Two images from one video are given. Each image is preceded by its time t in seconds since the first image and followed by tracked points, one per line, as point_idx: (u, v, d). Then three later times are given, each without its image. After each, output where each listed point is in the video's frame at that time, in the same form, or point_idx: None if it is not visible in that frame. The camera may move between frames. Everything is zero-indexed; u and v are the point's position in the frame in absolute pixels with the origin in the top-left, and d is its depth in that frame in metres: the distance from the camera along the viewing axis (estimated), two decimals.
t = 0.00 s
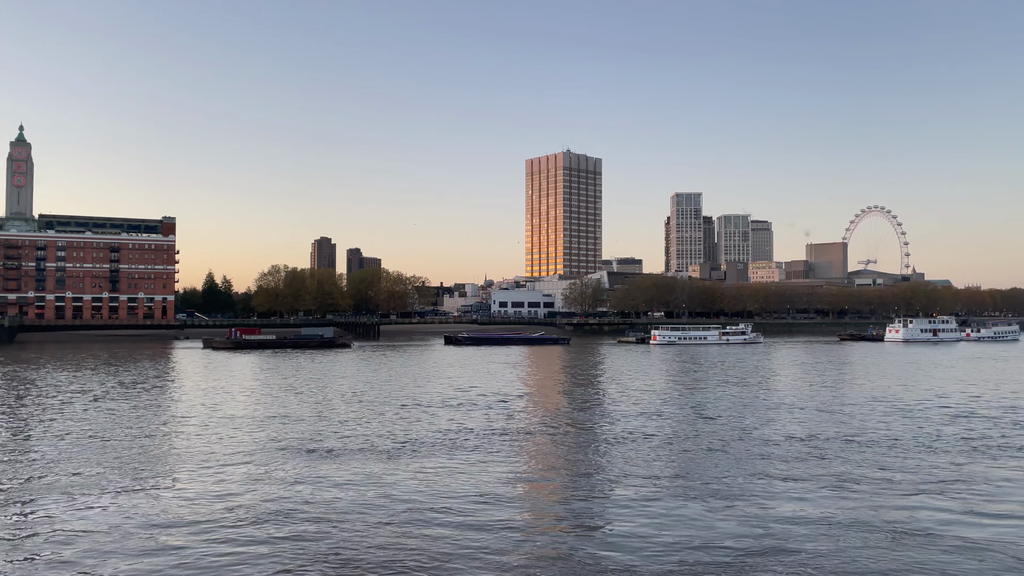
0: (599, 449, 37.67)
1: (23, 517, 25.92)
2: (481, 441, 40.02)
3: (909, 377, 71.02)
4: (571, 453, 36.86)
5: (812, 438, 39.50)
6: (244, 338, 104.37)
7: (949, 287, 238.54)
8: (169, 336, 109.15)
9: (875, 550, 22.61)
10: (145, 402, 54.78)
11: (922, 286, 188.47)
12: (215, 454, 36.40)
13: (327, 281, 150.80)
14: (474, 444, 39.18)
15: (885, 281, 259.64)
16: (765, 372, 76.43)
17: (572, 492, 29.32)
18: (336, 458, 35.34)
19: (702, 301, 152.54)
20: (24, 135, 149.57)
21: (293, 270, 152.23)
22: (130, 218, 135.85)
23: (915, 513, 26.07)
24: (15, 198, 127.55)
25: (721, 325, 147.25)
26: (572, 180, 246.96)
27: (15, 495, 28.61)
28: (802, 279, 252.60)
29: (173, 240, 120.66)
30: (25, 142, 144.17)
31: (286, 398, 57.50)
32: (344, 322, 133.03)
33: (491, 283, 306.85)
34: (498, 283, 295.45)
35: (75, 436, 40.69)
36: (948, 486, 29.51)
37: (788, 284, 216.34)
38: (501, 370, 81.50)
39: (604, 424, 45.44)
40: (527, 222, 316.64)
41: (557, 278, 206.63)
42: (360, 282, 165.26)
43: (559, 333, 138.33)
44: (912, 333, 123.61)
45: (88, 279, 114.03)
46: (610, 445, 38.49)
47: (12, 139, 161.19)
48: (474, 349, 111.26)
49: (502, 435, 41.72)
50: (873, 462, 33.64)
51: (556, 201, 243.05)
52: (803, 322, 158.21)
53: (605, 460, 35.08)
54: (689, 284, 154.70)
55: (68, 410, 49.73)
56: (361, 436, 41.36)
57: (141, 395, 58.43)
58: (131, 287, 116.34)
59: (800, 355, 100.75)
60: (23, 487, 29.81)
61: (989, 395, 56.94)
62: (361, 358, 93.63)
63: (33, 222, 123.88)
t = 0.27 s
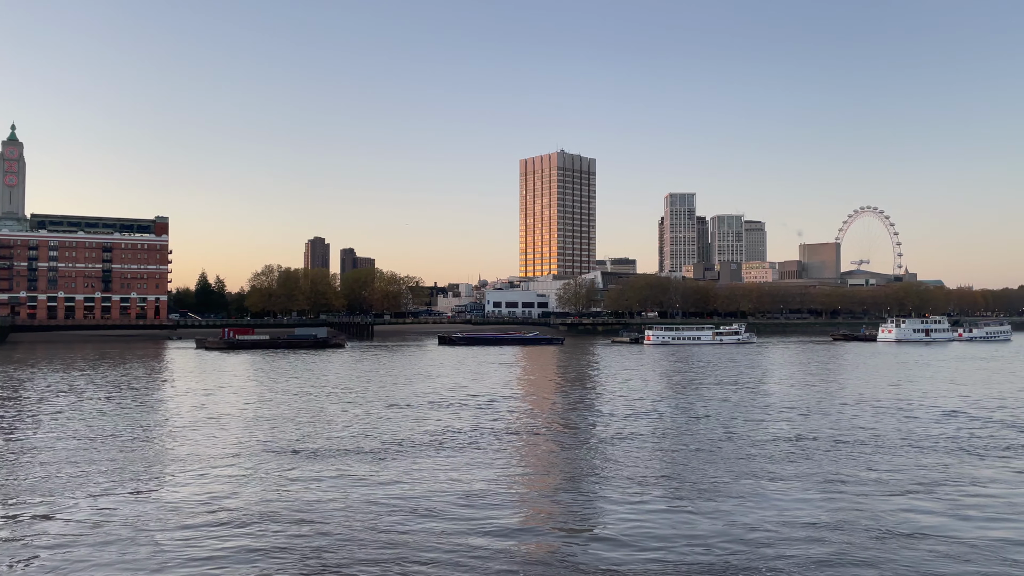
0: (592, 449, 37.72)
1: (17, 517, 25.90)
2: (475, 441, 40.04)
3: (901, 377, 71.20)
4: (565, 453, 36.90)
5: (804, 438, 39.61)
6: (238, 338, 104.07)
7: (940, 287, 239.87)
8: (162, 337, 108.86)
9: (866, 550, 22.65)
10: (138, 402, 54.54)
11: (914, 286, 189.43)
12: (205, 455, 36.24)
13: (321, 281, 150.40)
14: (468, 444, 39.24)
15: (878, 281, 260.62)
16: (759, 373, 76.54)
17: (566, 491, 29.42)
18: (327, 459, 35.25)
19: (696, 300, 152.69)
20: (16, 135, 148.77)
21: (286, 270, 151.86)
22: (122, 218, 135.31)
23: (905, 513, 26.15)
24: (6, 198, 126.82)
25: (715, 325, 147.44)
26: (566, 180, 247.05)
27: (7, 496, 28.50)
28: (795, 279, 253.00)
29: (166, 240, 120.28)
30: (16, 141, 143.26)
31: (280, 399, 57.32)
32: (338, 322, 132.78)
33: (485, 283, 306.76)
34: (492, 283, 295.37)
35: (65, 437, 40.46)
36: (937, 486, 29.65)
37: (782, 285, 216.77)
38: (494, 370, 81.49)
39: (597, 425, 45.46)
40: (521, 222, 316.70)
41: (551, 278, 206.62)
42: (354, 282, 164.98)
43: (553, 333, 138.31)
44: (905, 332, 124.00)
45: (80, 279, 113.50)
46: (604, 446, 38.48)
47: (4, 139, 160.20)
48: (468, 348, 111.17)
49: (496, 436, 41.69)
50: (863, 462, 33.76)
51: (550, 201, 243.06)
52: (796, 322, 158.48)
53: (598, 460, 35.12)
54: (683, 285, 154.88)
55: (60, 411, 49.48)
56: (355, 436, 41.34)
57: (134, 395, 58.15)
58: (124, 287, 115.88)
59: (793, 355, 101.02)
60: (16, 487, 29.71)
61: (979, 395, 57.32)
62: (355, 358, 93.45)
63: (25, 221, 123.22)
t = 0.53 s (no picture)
0: (584, 449, 37.64)
1: (8, 518, 25.70)
2: (469, 441, 39.94)
3: (894, 377, 71.35)
4: (559, 453, 36.85)
5: (799, 438, 39.63)
6: (231, 338, 103.72)
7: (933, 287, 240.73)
8: (155, 337, 108.41)
9: (852, 550, 22.53)
10: (130, 403, 54.21)
11: (907, 286, 189.99)
12: (194, 455, 36.05)
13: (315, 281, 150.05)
14: (463, 444, 39.15)
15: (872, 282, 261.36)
16: (752, 373, 76.66)
17: (561, 491, 29.37)
18: (320, 459, 35.14)
19: (690, 300, 152.85)
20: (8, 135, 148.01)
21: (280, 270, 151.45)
22: (115, 218, 134.73)
23: (892, 513, 26.05)
24: None
25: (709, 325, 147.59)
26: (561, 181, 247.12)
27: None
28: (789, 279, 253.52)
29: (159, 239, 119.95)
30: (8, 141, 142.55)
31: (274, 399, 57.08)
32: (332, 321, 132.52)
33: (480, 284, 306.79)
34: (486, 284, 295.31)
35: (54, 437, 40.27)
36: (925, 486, 29.57)
37: (775, 285, 217.16)
38: (489, 371, 81.37)
39: (592, 425, 45.40)
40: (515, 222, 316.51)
41: (545, 278, 206.59)
42: (348, 283, 164.67)
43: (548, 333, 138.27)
44: (898, 332, 124.35)
45: (72, 279, 112.95)
46: (600, 446, 38.40)
47: None
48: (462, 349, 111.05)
49: (490, 436, 41.62)
50: (852, 462, 33.70)
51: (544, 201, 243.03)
52: (790, 322, 158.75)
53: (593, 460, 35.07)
54: (677, 285, 154.97)
55: (52, 411, 49.16)
56: (349, 436, 41.21)
57: (126, 395, 57.82)
58: (117, 287, 115.37)
59: (786, 355, 101.22)
60: (7, 488, 29.49)
61: (972, 395, 57.40)
62: (349, 358, 93.23)
63: (17, 221, 122.62)
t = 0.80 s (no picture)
0: (577, 449, 37.66)
1: None
2: (462, 441, 39.90)
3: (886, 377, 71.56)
4: (552, 453, 36.83)
5: (791, 438, 39.69)
6: (224, 338, 103.38)
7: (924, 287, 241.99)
8: (148, 337, 107.98)
9: (835, 550, 22.53)
10: (121, 403, 53.95)
11: (899, 286, 190.68)
12: (184, 455, 35.89)
13: (308, 281, 149.68)
14: (456, 444, 39.12)
15: (864, 282, 262.18)
16: (745, 372, 76.81)
17: (554, 491, 29.35)
18: (313, 459, 35.07)
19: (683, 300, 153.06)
20: None
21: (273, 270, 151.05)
22: (107, 218, 134.12)
23: (876, 513, 26.10)
24: None
25: (701, 325, 147.77)
26: (554, 181, 247.21)
27: None
28: (782, 279, 254.14)
29: (151, 239, 119.46)
30: None
31: (266, 399, 56.92)
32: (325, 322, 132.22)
33: (473, 283, 307.29)
34: (480, 284, 295.22)
35: (44, 437, 40.07)
36: (910, 486, 29.62)
37: (768, 285, 217.65)
38: (482, 371, 81.30)
39: (585, 424, 45.40)
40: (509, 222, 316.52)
41: (538, 278, 206.55)
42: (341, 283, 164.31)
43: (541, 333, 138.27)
44: (890, 332, 124.75)
45: (64, 279, 112.43)
46: (593, 446, 38.41)
47: None
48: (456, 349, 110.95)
49: (483, 436, 41.58)
50: (844, 462, 33.81)
51: (537, 201, 243.02)
52: (783, 321, 159.09)
53: (586, 460, 35.06)
54: (670, 284, 155.15)
55: (43, 412, 48.90)
56: (342, 436, 41.14)
57: (118, 395, 57.55)
58: (108, 287, 114.86)
59: (778, 355, 101.44)
60: None
61: (961, 394, 57.66)
62: (342, 358, 93.03)
63: (8, 220, 121.99)
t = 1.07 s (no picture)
0: (566, 449, 37.60)
1: None
2: (452, 441, 39.80)
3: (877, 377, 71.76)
4: (542, 453, 36.76)
5: (780, 438, 39.76)
6: (214, 338, 102.97)
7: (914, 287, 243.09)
8: (137, 337, 107.47)
9: (820, 550, 22.58)
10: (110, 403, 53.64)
11: (889, 287, 191.53)
12: (172, 456, 35.71)
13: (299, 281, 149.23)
14: (445, 444, 39.01)
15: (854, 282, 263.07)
16: (736, 372, 76.95)
17: (542, 491, 29.31)
18: (303, 459, 34.96)
19: (674, 300, 153.29)
20: None
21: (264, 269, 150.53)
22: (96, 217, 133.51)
23: (858, 513, 26.10)
24: None
25: (692, 325, 148.05)
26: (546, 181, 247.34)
27: None
28: (773, 279, 254.81)
29: (140, 239, 118.85)
30: None
31: (256, 399, 56.70)
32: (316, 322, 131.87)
33: (466, 283, 307.20)
34: (472, 284, 295.16)
35: (29, 438, 39.76)
36: (894, 486, 29.67)
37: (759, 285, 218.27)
38: (474, 371, 81.24)
39: (576, 425, 45.37)
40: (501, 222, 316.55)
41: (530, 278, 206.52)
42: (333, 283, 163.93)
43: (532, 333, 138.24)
44: (880, 332, 125.21)
45: (53, 278, 111.79)
46: (583, 446, 38.39)
47: None
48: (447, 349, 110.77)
49: (474, 436, 41.49)
50: (832, 462, 33.89)
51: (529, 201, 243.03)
52: (774, 322, 159.54)
53: (576, 460, 35.02)
54: (662, 285, 155.39)
55: (31, 412, 48.59)
56: (332, 436, 41.01)
57: (106, 396, 57.23)
58: (98, 287, 114.29)
59: (769, 355, 101.69)
60: None
61: (950, 394, 57.88)
62: (333, 358, 92.75)
63: None
